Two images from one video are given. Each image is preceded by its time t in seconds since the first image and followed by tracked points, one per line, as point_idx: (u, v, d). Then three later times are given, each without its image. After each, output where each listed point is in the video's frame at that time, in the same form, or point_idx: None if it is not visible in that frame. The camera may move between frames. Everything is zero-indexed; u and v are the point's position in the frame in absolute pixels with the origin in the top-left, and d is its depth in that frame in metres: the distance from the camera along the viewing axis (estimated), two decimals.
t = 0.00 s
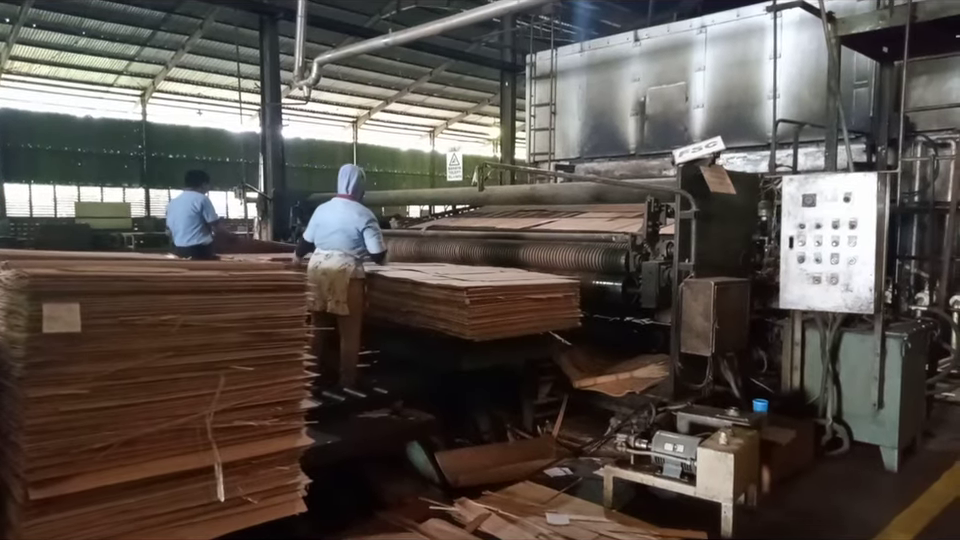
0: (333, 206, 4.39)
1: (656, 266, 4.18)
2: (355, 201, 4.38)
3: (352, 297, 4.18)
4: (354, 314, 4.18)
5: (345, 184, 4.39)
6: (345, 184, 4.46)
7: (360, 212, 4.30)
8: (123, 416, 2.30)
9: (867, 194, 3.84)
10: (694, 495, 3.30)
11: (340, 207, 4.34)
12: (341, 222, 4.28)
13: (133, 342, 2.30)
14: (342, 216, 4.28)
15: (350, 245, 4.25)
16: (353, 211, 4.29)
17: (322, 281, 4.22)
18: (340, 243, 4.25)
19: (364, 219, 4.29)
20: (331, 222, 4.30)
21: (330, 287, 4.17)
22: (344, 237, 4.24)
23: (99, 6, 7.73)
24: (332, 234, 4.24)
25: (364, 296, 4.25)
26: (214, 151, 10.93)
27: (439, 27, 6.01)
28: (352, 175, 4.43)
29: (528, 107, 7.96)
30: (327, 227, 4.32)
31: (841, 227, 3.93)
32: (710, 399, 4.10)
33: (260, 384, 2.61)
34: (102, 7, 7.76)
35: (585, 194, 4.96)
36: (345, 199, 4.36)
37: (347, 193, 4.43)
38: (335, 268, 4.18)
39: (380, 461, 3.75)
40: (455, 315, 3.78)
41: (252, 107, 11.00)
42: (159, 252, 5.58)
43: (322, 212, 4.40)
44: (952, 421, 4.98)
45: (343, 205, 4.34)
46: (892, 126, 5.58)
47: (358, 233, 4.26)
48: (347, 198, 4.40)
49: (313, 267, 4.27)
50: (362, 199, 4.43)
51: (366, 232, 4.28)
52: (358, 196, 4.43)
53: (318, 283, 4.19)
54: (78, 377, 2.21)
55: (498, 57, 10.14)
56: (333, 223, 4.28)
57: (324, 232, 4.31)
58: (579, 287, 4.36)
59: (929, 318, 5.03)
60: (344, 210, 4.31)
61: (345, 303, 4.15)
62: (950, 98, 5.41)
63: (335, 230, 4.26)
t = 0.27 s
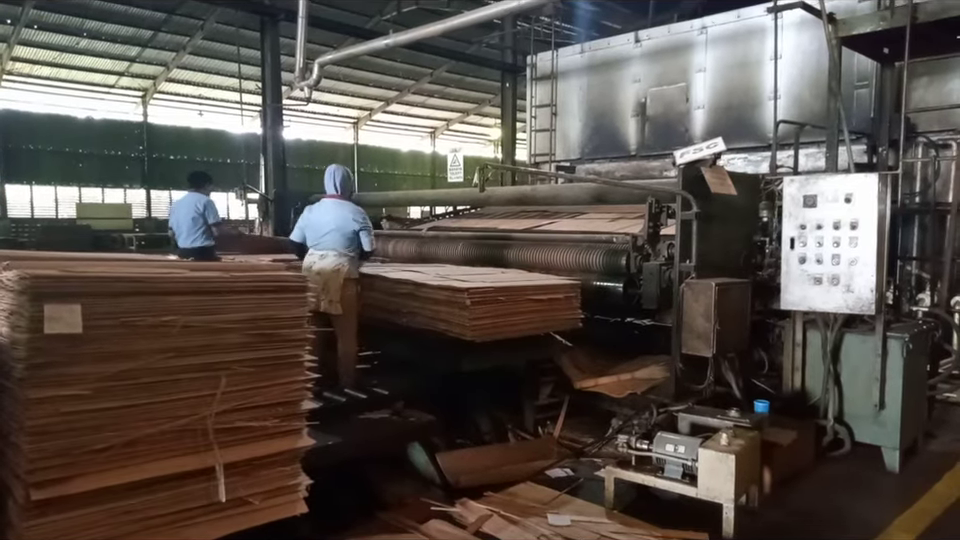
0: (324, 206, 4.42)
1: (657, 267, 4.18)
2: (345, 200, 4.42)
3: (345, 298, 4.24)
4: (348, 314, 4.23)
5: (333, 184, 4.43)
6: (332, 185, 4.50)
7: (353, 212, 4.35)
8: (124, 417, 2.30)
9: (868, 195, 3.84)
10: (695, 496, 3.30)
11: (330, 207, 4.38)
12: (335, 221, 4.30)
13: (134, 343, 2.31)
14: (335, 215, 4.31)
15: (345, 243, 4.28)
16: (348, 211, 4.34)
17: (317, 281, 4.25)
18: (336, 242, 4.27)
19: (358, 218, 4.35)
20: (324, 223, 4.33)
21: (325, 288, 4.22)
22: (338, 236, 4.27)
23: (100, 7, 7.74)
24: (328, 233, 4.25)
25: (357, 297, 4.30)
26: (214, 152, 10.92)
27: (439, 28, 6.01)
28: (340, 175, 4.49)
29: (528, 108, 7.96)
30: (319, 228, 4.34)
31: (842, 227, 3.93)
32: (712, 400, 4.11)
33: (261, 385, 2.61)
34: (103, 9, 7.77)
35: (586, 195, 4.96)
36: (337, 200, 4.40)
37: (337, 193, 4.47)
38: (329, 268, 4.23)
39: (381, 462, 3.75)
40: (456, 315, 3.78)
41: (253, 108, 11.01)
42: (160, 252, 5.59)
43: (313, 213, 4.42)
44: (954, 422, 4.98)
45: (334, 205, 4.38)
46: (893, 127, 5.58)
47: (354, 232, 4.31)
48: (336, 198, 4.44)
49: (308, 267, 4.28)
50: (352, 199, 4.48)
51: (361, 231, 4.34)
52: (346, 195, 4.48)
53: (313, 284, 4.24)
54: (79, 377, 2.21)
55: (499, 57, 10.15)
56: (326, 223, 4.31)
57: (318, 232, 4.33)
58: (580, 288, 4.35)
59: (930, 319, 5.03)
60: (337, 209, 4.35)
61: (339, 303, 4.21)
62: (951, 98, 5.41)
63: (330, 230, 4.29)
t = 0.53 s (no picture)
0: (318, 207, 4.45)
1: (660, 265, 4.18)
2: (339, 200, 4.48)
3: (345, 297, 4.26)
4: (348, 313, 4.24)
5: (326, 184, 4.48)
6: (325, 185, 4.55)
7: (351, 211, 4.43)
8: (128, 416, 2.31)
9: (871, 193, 3.83)
10: (698, 494, 3.30)
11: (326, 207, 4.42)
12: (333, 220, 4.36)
13: (137, 343, 2.31)
14: (332, 215, 4.37)
15: (344, 242, 4.34)
16: (346, 210, 4.42)
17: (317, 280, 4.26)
18: (334, 240, 4.32)
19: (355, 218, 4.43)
20: (321, 222, 4.37)
21: (325, 286, 4.24)
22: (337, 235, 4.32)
23: (102, 7, 7.76)
24: (328, 231, 4.30)
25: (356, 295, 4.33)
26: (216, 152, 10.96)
27: (440, 27, 6.01)
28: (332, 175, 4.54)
29: (530, 107, 7.96)
30: (316, 228, 4.38)
31: (845, 225, 3.93)
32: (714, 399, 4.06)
33: (264, 384, 2.62)
34: (104, 9, 7.79)
35: (588, 193, 4.96)
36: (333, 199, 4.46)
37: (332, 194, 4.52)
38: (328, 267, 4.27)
39: (384, 461, 3.76)
40: (459, 314, 3.78)
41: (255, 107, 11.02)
42: (163, 252, 5.60)
43: (309, 213, 4.45)
44: (957, 420, 4.97)
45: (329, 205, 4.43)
46: (896, 125, 5.56)
47: (352, 231, 4.38)
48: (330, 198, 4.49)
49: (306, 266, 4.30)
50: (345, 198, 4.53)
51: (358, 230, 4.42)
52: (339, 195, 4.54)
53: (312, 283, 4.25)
54: (83, 377, 2.22)
55: (500, 56, 10.14)
56: (325, 222, 4.35)
57: (315, 232, 4.36)
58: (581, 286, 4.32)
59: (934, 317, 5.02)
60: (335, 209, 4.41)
61: (338, 301, 4.23)
62: (954, 96, 5.39)
63: (328, 228, 4.33)
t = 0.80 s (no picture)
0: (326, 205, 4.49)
1: (672, 264, 4.16)
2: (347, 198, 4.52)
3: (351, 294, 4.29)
4: (353, 310, 4.26)
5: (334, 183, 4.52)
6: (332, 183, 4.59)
7: (359, 210, 4.49)
8: (142, 413, 2.32)
9: (884, 192, 3.80)
10: (711, 495, 3.29)
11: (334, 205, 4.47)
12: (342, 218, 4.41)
13: (151, 340, 2.33)
14: (340, 213, 4.42)
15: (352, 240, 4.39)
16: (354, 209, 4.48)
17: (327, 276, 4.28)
18: (344, 238, 4.37)
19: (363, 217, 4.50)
20: (329, 220, 4.41)
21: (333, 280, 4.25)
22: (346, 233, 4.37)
23: (114, 6, 7.81)
24: (338, 229, 4.35)
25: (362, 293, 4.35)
26: (228, 151, 10.95)
27: (451, 26, 6.00)
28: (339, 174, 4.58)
29: (540, 105, 7.94)
30: (324, 226, 4.42)
31: (859, 224, 3.90)
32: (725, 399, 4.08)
33: (277, 381, 2.63)
34: (117, 8, 7.84)
35: (599, 192, 4.95)
36: (342, 198, 4.51)
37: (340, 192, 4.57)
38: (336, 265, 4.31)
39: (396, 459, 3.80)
40: (470, 313, 3.78)
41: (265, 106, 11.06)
42: (175, 250, 5.61)
43: (317, 211, 4.48)
44: None
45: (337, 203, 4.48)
46: (911, 123, 5.52)
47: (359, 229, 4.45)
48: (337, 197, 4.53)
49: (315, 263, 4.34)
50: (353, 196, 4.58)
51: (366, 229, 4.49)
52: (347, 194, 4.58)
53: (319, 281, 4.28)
54: (98, 373, 2.23)
55: (510, 54, 10.13)
56: (334, 220, 4.40)
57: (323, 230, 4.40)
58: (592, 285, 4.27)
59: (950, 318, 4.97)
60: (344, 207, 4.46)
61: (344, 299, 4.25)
62: None
63: (338, 226, 4.38)
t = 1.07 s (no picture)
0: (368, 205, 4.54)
1: (718, 262, 4.08)
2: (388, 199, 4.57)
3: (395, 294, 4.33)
4: (397, 309, 4.31)
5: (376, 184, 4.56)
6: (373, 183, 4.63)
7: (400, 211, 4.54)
8: (196, 410, 2.39)
9: (941, 184, 3.64)
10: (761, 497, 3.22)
11: (375, 205, 4.52)
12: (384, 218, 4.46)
13: (203, 339, 2.39)
14: (381, 213, 4.46)
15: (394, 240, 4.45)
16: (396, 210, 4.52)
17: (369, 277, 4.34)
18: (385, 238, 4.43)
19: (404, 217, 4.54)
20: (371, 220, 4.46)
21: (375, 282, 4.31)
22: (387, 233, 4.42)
23: (163, 15, 8.05)
24: (380, 230, 4.40)
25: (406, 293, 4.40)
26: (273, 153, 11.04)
27: (490, 25, 6.00)
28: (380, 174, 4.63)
29: (581, 102, 7.89)
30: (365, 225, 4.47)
31: (914, 219, 3.75)
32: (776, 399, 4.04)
33: (323, 380, 2.67)
34: (165, 16, 8.08)
35: (642, 188, 4.89)
36: (384, 198, 4.55)
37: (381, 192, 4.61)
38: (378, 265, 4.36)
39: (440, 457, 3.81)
40: (512, 312, 3.78)
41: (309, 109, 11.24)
42: (222, 251, 5.74)
43: (360, 211, 4.53)
44: None
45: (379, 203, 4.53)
46: None
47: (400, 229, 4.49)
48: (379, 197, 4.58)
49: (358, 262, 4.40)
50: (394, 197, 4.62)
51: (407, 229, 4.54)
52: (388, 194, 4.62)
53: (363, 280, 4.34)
54: (153, 372, 2.30)
55: (551, 51, 10.08)
56: (376, 220, 4.45)
57: (364, 229, 4.45)
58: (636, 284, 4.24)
59: None
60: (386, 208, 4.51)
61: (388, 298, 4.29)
62: None
63: (380, 227, 4.43)
